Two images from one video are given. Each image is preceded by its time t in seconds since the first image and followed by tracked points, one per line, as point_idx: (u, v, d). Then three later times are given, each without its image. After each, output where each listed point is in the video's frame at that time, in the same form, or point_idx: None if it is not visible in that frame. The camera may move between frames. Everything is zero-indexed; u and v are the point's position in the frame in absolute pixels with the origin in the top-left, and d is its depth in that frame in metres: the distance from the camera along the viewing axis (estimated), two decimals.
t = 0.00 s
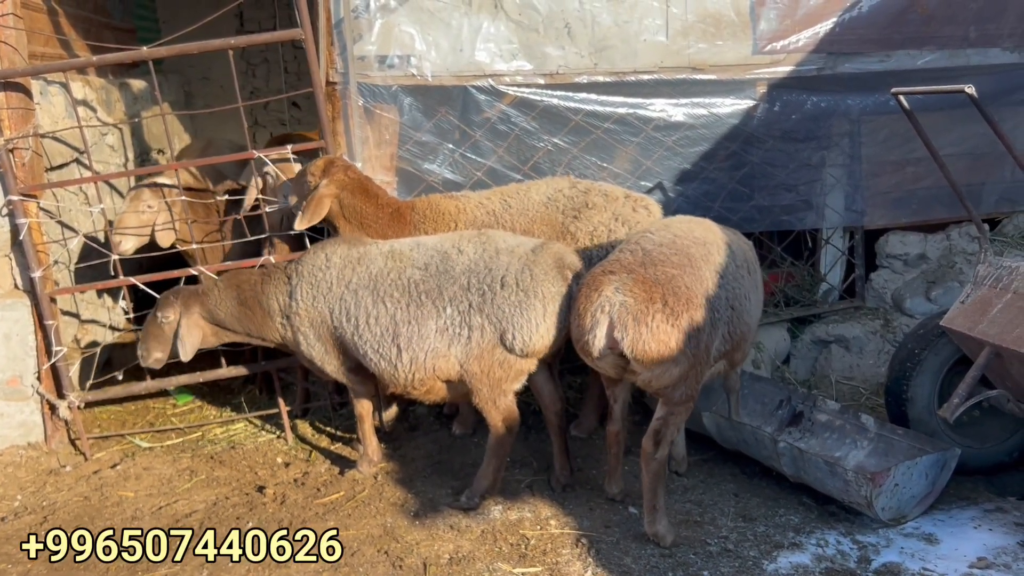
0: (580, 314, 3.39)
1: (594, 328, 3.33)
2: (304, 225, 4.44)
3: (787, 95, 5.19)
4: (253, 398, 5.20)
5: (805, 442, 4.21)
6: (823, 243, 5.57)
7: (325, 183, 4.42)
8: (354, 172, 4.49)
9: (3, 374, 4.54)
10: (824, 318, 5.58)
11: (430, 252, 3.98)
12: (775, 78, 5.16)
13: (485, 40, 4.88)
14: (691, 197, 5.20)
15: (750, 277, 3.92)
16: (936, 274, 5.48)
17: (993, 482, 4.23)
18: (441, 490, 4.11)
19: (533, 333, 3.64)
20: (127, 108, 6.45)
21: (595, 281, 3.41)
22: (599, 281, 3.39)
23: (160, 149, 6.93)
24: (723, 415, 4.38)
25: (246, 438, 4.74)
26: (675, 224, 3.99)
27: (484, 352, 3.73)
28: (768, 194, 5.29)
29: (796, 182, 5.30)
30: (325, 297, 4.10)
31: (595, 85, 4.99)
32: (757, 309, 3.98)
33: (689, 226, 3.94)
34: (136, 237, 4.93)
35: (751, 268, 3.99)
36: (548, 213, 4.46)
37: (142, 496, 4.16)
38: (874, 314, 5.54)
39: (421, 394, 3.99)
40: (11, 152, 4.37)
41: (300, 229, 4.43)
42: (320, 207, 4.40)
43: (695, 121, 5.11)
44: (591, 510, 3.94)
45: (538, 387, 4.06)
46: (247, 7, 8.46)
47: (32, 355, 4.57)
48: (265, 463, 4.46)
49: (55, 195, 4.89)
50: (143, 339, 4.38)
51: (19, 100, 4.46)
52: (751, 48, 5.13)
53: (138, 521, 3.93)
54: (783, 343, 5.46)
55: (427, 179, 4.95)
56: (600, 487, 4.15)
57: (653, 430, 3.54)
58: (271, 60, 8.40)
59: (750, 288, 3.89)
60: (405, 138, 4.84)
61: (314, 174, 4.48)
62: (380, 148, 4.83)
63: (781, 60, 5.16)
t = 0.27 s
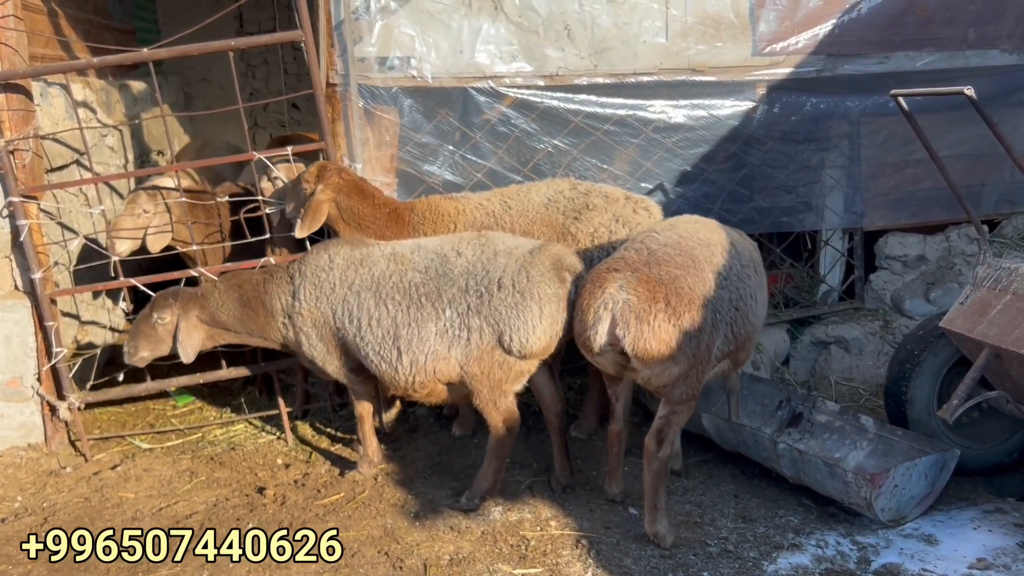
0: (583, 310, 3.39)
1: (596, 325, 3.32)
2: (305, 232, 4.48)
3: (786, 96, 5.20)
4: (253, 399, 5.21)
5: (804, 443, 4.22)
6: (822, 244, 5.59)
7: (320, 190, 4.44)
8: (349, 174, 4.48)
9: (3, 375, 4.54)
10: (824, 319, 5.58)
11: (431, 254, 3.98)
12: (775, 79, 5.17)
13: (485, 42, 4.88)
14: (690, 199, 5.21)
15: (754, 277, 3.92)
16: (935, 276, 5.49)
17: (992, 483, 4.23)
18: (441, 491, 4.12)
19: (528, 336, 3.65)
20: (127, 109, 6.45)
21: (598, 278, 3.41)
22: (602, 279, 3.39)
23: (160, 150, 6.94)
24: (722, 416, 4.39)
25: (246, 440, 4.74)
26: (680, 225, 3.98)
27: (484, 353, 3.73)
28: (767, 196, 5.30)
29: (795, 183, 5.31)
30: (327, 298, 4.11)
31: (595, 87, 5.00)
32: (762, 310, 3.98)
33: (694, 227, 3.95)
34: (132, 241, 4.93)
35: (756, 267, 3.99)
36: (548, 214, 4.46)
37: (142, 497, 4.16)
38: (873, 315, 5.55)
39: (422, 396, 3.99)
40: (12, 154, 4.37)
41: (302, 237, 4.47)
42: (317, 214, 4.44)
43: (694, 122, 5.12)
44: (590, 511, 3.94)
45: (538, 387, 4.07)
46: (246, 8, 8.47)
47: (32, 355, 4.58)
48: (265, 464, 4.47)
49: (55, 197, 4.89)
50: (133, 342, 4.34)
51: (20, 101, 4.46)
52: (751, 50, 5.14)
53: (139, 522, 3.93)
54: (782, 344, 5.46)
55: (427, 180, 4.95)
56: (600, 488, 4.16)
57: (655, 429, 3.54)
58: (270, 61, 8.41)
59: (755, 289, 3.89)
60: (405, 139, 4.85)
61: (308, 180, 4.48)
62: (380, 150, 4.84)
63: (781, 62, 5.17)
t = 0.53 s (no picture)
0: (582, 309, 3.40)
1: (595, 323, 3.33)
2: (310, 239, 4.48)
3: (786, 98, 5.22)
4: (255, 400, 5.22)
5: (804, 444, 4.23)
6: (822, 245, 5.62)
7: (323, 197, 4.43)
8: (349, 177, 4.48)
9: (5, 375, 4.56)
10: (824, 320, 5.59)
11: (432, 255, 4.00)
12: (775, 81, 5.18)
13: (486, 43, 4.90)
14: (691, 200, 5.23)
15: (754, 278, 3.94)
16: (935, 277, 5.51)
17: (992, 484, 4.25)
18: (442, 491, 4.13)
19: (532, 336, 3.66)
20: (128, 111, 6.47)
21: (598, 277, 3.42)
22: (602, 278, 3.40)
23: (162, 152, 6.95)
24: (723, 417, 4.40)
25: (247, 440, 4.75)
26: (681, 226, 3.99)
27: (486, 353, 3.75)
28: (768, 197, 5.31)
29: (796, 184, 5.33)
30: (329, 297, 4.12)
31: (596, 88, 5.01)
32: (763, 311, 3.99)
33: (696, 228, 3.96)
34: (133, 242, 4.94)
35: (757, 268, 4.00)
36: (549, 215, 4.48)
37: (144, 497, 4.17)
38: (873, 316, 5.56)
39: (423, 395, 4.00)
40: (14, 155, 4.38)
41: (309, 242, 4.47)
42: (321, 220, 4.45)
43: (695, 123, 5.14)
44: (592, 511, 3.95)
45: (539, 388, 4.08)
46: (247, 9, 8.49)
47: (34, 356, 4.59)
48: (267, 465, 4.48)
49: (57, 198, 4.90)
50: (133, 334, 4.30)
51: (23, 102, 4.47)
52: (751, 51, 5.15)
53: (141, 522, 3.94)
54: (783, 345, 5.47)
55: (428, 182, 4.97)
56: (601, 489, 4.17)
57: (656, 427, 3.56)
58: (271, 63, 8.43)
59: (755, 289, 3.91)
60: (407, 141, 4.86)
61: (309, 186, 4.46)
62: (381, 151, 4.85)
63: (781, 64, 5.19)
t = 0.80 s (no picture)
0: (588, 307, 3.41)
1: (601, 321, 3.34)
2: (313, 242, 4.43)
3: (789, 99, 5.23)
4: (259, 400, 5.24)
5: (806, 443, 4.25)
6: (824, 246, 5.64)
7: (330, 200, 4.41)
8: (354, 180, 4.49)
9: (11, 375, 4.58)
10: (826, 321, 5.61)
11: (437, 255, 4.02)
12: (777, 82, 5.20)
13: (490, 44, 4.91)
14: (693, 201, 5.25)
15: (756, 278, 3.96)
16: (937, 278, 5.53)
17: (994, 483, 4.26)
18: (446, 491, 4.14)
19: (537, 333, 3.67)
20: (132, 112, 6.49)
21: (604, 275, 3.44)
22: (608, 277, 3.42)
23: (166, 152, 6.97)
24: (726, 417, 4.42)
25: (252, 440, 4.77)
26: (685, 226, 4.01)
27: (491, 352, 3.76)
28: (770, 198, 5.33)
29: (798, 185, 5.35)
30: (335, 296, 4.14)
31: (599, 89, 5.03)
32: (764, 311, 4.01)
33: (698, 228, 3.97)
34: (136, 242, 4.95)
35: (759, 268, 4.03)
36: (552, 215, 4.50)
37: (149, 496, 4.19)
38: (875, 316, 5.57)
39: (427, 395, 4.02)
40: (20, 156, 4.39)
41: (310, 243, 4.41)
42: (327, 223, 4.41)
43: (698, 124, 5.16)
44: (595, 511, 3.97)
45: (542, 387, 4.09)
46: (250, 11, 8.51)
47: (40, 356, 4.61)
48: (271, 464, 4.49)
49: (62, 198, 4.92)
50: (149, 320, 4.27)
51: (28, 103, 4.49)
52: (754, 52, 5.17)
53: (146, 521, 3.96)
54: (784, 345, 5.49)
55: (432, 182, 4.99)
56: (604, 488, 4.18)
57: (661, 424, 3.58)
58: (274, 64, 8.45)
59: (757, 289, 3.93)
60: (410, 142, 4.88)
61: (315, 190, 4.42)
62: (385, 152, 4.87)
63: (784, 65, 5.20)
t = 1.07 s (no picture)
0: (593, 306, 3.43)
1: (607, 320, 3.36)
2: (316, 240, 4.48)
3: (791, 101, 5.25)
4: (263, 401, 5.26)
5: (809, 444, 4.27)
6: (826, 247, 5.65)
7: (336, 202, 4.44)
8: (361, 183, 4.52)
9: (18, 376, 4.60)
10: (828, 322, 5.63)
11: (441, 255, 4.04)
12: (780, 84, 5.22)
13: (495, 47, 4.94)
14: (696, 203, 5.27)
15: (760, 279, 3.99)
16: (939, 279, 5.54)
17: (996, 484, 4.28)
18: (450, 491, 4.16)
19: (539, 334, 3.70)
20: (136, 114, 6.51)
21: (610, 275, 3.46)
22: (614, 276, 3.44)
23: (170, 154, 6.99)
24: (729, 418, 4.44)
25: (257, 440, 4.79)
26: (688, 227, 4.03)
27: (495, 352, 3.78)
28: (772, 199, 5.35)
29: (800, 187, 5.37)
30: (341, 296, 4.16)
31: (602, 91, 5.05)
32: (767, 312, 4.04)
33: (702, 230, 4.00)
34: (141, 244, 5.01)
35: (762, 269, 4.06)
36: (555, 216, 4.52)
37: (155, 496, 4.21)
38: (877, 318, 5.59)
39: (432, 394, 4.04)
40: (27, 157, 4.42)
41: (314, 243, 4.47)
42: (332, 224, 4.45)
43: (700, 126, 5.18)
44: (599, 511, 3.99)
45: (546, 387, 4.11)
46: (253, 13, 8.55)
47: (46, 356, 4.63)
48: (276, 464, 4.51)
49: (68, 199, 4.95)
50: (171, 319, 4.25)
51: (35, 105, 4.52)
52: (756, 55, 5.19)
53: (153, 520, 3.98)
54: (786, 346, 5.49)
55: (436, 184, 5.02)
56: (608, 488, 4.20)
57: (667, 424, 3.60)
58: (277, 66, 8.48)
59: (760, 290, 3.96)
60: (415, 143, 4.91)
61: (322, 193, 4.45)
62: (389, 154, 4.90)
63: (786, 67, 5.23)
